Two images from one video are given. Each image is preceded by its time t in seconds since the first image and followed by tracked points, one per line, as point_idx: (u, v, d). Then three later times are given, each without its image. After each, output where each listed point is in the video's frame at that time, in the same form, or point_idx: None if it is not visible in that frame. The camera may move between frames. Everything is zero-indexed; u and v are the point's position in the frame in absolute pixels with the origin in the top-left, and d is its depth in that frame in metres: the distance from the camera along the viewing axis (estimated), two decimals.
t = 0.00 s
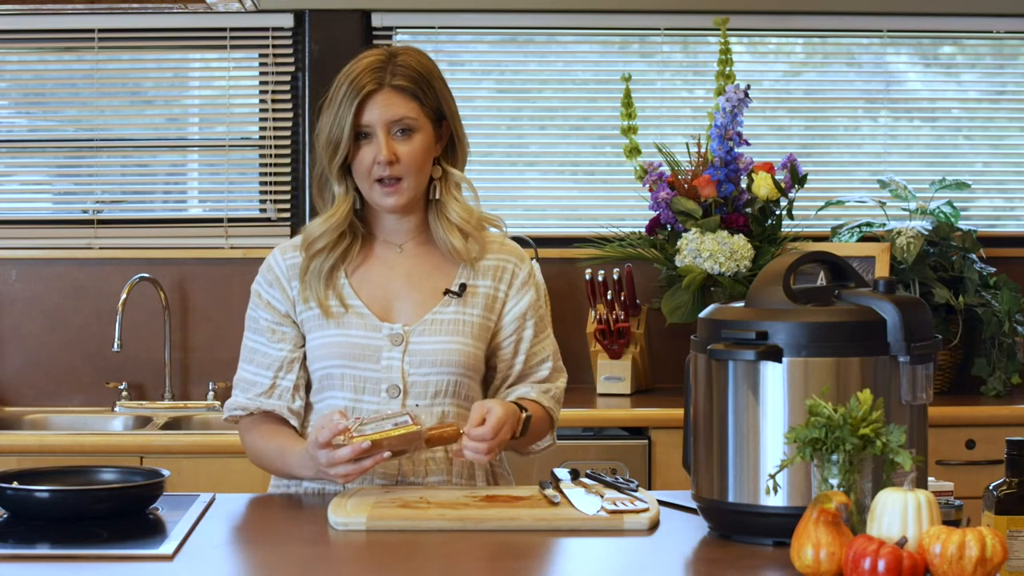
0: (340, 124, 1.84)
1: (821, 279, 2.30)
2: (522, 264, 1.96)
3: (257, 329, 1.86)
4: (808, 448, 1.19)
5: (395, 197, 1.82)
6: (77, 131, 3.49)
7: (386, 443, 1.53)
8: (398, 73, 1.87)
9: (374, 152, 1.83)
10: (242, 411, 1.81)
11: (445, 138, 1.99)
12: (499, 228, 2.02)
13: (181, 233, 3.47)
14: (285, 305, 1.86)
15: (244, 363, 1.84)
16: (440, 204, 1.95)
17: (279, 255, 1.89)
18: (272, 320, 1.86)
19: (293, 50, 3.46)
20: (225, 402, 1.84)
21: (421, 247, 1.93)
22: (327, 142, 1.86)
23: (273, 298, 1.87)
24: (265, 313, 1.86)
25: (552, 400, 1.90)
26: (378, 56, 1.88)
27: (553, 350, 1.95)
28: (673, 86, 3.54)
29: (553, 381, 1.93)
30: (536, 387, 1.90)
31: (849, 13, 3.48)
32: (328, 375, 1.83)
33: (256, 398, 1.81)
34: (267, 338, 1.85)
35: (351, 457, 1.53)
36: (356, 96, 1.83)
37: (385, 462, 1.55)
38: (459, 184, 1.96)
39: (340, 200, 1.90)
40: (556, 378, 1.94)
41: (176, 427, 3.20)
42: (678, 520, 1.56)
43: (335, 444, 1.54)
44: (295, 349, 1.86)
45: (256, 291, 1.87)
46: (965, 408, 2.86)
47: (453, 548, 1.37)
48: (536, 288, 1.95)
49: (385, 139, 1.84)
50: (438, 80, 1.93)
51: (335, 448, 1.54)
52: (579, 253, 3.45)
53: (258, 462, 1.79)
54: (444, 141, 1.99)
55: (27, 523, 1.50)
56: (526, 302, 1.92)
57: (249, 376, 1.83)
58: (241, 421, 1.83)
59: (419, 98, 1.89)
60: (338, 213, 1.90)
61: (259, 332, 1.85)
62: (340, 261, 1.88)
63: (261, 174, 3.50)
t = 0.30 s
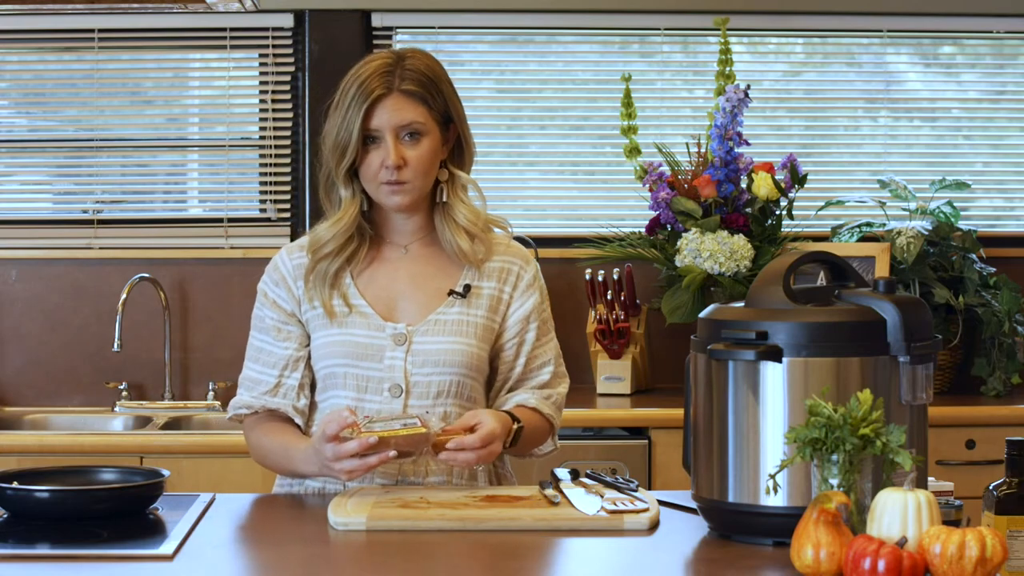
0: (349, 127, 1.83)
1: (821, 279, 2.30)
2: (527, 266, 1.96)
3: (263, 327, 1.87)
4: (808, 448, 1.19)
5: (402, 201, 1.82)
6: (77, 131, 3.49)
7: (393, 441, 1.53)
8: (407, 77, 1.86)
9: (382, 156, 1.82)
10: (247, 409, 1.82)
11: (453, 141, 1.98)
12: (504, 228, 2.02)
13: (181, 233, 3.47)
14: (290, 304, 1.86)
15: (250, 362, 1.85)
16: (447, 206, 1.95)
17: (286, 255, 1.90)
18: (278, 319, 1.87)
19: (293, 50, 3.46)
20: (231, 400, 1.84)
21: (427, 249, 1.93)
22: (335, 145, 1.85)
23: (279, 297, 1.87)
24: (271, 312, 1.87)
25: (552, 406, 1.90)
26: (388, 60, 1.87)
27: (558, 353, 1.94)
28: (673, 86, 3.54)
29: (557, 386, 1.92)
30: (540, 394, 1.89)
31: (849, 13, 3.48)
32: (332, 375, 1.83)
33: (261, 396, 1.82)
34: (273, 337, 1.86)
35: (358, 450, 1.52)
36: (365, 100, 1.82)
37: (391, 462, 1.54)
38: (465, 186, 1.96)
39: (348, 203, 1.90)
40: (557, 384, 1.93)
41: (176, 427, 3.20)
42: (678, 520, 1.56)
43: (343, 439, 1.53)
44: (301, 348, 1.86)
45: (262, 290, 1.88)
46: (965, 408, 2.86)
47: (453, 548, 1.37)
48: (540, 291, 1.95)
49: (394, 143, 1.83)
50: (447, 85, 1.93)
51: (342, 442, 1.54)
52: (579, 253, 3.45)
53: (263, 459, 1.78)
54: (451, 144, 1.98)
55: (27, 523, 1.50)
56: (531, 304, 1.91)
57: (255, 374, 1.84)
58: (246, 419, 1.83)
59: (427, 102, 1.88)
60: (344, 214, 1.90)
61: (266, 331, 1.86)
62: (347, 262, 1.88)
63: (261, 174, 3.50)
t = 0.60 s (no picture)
0: (358, 141, 1.80)
1: (821, 279, 2.30)
2: (532, 267, 1.95)
3: (267, 327, 1.87)
4: (808, 448, 1.19)
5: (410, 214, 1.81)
6: (77, 131, 3.49)
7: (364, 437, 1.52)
8: (417, 91, 1.84)
9: (391, 170, 1.81)
10: (253, 409, 1.82)
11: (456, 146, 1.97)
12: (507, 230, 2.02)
13: (181, 233, 3.47)
14: (295, 304, 1.87)
15: (254, 362, 1.86)
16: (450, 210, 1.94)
17: (290, 256, 1.90)
18: (282, 319, 1.87)
19: (293, 50, 3.46)
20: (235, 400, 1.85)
21: (430, 253, 1.93)
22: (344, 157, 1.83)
23: (283, 297, 1.87)
24: (275, 312, 1.87)
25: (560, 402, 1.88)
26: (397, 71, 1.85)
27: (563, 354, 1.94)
28: (673, 86, 3.54)
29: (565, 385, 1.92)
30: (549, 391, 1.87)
31: (849, 13, 3.48)
32: (334, 374, 1.83)
33: (267, 396, 1.82)
34: (278, 337, 1.86)
35: (326, 444, 1.53)
36: (376, 115, 1.80)
37: (363, 459, 1.55)
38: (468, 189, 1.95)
39: (354, 213, 1.88)
40: (566, 383, 1.92)
41: (175, 427, 3.20)
42: (678, 520, 1.56)
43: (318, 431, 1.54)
44: (306, 347, 1.87)
45: (266, 290, 1.88)
46: (965, 409, 2.86)
47: (453, 548, 1.37)
48: (544, 292, 1.95)
49: (403, 158, 1.82)
50: (453, 93, 1.91)
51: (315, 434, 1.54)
52: (579, 253, 3.45)
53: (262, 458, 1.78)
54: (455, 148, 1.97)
55: (27, 523, 1.50)
56: (535, 305, 1.92)
57: (260, 374, 1.85)
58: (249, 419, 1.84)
59: (435, 116, 1.86)
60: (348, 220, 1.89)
61: (270, 331, 1.87)
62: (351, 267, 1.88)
63: (261, 174, 3.49)
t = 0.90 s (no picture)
0: (370, 143, 1.80)
1: (821, 279, 2.30)
2: (534, 265, 1.96)
3: (276, 324, 1.85)
4: (808, 448, 1.19)
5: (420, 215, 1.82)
6: (77, 131, 3.49)
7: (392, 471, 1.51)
8: (427, 92, 1.84)
9: (402, 171, 1.82)
10: (263, 408, 1.80)
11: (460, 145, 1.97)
12: (509, 228, 2.02)
13: (181, 233, 3.47)
14: (305, 302, 1.86)
15: (264, 360, 1.83)
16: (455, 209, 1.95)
17: (294, 254, 1.88)
18: (292, 316, 1.86)
19: (293, 50, 3.46)
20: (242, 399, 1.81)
21: (434, 253, 1.93)
22: (354, 161, 1.82)
23: (292, 295, 1.86)
24: (284, 309, 1.85)
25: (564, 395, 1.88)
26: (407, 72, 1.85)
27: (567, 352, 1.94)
28: (673, 86, 3.54)
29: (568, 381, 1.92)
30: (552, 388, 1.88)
31: (849, 13, 3.48)
32: (338, 374, 1.83)
33: (279, 394, 1.81)
34: (289, 334, 1.85)
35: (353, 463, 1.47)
36: (388, 117, 1.79)
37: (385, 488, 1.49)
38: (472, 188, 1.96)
39: (361, 216, 1.87)
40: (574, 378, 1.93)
41: (175, 427, 3.20)
42: (678, 520, 1.56)
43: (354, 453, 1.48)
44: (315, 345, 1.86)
45: (273, 288, 1.86)
46: (965, 409, 2.86)
47: (453, 548, 1.37)
48: (548, 290, 1.96)
49: (414, 159, 1.82)
50: (461, 95, 1.91)
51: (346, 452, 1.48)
52: (579, 253, 3.45)
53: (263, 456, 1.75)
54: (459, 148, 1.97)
55: (27, 523, 1.50)
56: (539, 302, 1.92)
57: (270, 372, 1.82)
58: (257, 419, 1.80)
59: (444, 117, 1.86)
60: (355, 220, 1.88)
61: (281, 328, 1.85)
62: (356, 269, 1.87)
63: (261, 174, 3.49)
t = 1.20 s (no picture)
0: (373, 141, 1.80)
1: (821, 279, 2.30)
2: (534, 265, 1.96)
3: (276, 320, 1.85)
4: (808, 448, 1.19)
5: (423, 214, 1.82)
6: (77, 131, 3.49)
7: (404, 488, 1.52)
8: (430, 90, 1.84)
9: (404, 170, 1.81)
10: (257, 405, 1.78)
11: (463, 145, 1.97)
12: (510, 229, 2.02)
13: (181, 233, 3.47)
14: (305, 299, 1.86)
15: (262, 355, 1.83)
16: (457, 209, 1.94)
17: (295, 251, 1.88)
18: (292, 312, 1.85)
19: (293, 50, 3.46)
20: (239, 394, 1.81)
21: (437, 252, 1.93)
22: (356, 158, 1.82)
23: (293, 291, 1.86)
24: (284, 305, 1.85)
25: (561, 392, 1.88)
26: (410, 70, 1.84)
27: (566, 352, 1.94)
28: (673, 86, 3.54)
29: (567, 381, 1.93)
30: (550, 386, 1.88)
31: (849, 13, 3.48)
32: (339, 374, 1.83)
33: (276, 390, 1.80)
34: (289, 330, 1.84)
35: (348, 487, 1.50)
36: (390, 115, 1.79)
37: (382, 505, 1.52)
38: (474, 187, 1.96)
39: (365, 214, 1.87)
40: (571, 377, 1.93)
41: (175, 427, 3.20)
42: (678, 520, 1.56)
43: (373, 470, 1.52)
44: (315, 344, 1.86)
45: (273, 282, 1.86)
46: (965, 409, 2.86)
47: (453, 548, 1.37)
48: (548, 289, 1.96)
49: (416, 158, 1.82)
50: (465, 94, 1.91)
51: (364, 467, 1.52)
52: (579, 253, 3.45)
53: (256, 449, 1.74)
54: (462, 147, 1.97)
55: (27, 523, 1.49)
56: (539, 302, 1.92)
57: (268, 367, 1.82)
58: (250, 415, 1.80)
59: (447, 116, 1.86)
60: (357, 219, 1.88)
61: (280, 324, 1.85)
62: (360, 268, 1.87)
63: (261, 174, 3.49)
